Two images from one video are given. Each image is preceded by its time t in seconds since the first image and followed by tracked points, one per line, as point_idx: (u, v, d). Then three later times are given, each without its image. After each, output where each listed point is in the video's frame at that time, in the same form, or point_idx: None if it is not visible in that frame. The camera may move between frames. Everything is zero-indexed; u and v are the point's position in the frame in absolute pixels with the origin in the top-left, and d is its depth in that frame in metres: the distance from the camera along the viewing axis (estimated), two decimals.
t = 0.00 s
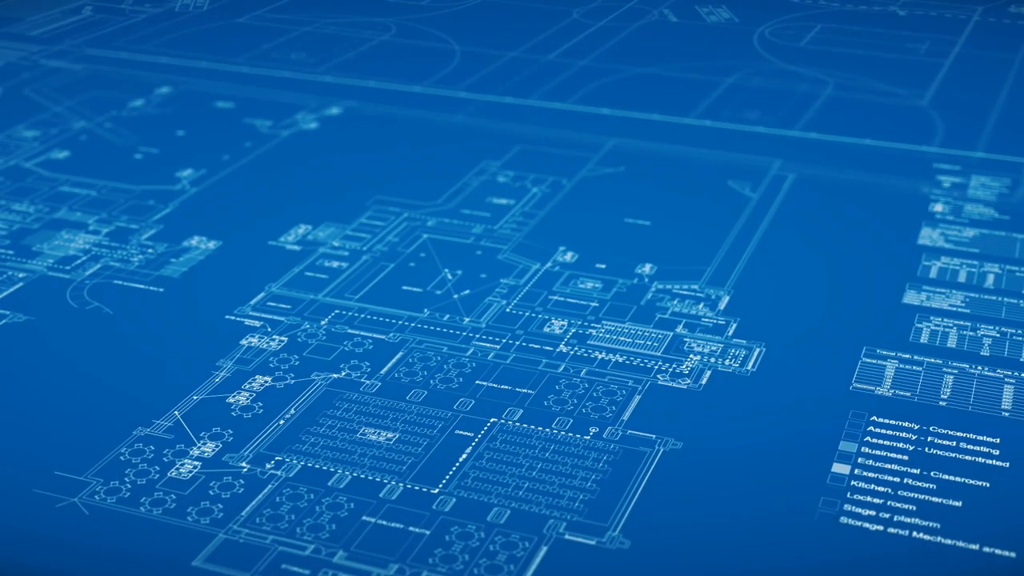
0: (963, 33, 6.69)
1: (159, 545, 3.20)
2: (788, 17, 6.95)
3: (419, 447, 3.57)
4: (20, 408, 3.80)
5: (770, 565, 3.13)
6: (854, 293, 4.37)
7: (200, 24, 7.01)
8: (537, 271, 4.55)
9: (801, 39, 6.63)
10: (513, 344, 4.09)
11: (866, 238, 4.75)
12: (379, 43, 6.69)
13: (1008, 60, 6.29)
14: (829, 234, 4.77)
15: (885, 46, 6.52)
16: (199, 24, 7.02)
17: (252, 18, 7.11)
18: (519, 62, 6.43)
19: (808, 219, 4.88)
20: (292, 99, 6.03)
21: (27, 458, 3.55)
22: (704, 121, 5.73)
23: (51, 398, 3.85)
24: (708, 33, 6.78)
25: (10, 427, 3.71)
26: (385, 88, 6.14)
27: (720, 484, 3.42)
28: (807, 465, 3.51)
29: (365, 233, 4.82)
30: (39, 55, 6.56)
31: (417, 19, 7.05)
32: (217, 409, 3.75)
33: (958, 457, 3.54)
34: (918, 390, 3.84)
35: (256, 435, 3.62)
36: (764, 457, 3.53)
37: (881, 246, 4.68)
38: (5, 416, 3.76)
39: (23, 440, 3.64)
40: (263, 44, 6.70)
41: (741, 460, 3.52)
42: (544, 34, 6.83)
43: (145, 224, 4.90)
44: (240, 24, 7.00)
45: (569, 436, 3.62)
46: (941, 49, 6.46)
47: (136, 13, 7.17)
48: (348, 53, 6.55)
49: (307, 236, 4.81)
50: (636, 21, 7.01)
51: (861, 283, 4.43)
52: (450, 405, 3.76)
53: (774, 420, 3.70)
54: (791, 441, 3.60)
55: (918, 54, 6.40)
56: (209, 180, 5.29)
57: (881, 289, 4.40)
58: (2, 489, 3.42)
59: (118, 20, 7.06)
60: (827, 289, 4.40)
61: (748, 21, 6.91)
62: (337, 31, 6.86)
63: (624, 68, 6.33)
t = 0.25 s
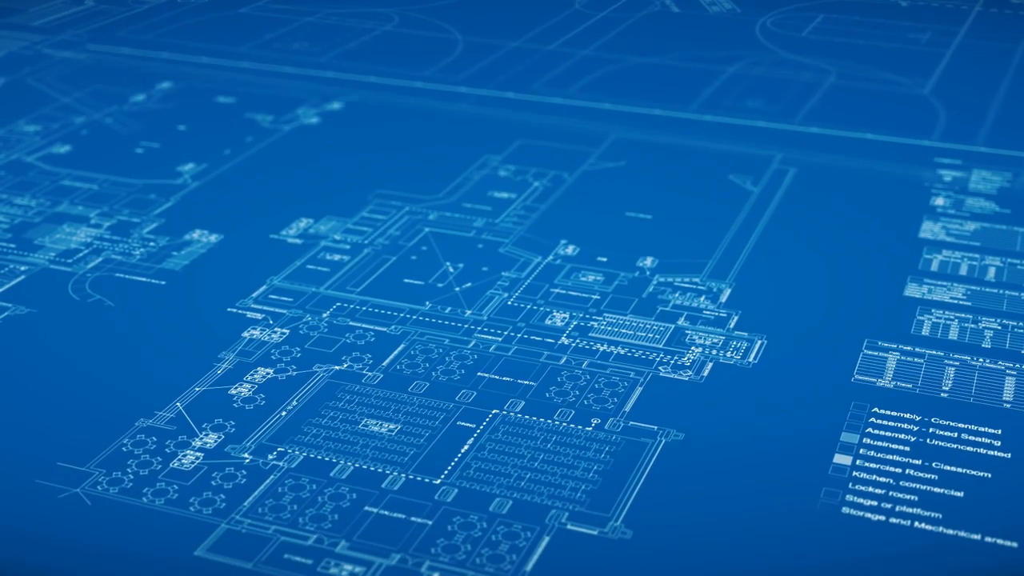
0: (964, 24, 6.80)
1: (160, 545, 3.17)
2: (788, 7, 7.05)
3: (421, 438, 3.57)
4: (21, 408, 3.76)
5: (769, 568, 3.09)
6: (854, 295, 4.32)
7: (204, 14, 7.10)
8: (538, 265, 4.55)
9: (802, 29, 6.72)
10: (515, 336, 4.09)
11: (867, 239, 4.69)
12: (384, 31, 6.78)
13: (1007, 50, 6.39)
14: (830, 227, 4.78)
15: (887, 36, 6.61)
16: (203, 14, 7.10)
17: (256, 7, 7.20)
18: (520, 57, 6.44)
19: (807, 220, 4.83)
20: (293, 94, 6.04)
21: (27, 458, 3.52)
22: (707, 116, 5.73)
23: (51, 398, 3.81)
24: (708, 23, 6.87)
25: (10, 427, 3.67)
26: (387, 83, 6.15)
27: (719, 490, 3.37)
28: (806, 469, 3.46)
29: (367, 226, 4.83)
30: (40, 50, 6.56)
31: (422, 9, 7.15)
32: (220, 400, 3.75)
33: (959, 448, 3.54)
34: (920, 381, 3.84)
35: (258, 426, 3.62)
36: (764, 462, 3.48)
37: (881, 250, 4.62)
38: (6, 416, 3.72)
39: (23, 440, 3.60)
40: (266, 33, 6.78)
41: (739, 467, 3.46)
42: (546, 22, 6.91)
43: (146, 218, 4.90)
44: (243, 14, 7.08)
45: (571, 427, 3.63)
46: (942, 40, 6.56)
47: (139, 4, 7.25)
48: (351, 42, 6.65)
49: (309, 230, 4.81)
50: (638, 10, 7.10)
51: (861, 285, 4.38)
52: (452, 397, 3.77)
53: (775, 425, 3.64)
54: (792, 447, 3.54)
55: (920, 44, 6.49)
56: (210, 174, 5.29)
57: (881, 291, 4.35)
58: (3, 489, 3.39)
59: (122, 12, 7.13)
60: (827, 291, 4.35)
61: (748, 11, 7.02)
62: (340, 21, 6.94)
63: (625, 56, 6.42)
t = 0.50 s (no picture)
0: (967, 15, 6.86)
1: (160, 546, 3.14)
2: None
3: (423, 430, 3.57)
4: (21, 408, 3.72)
5: (769, 568, 3.06)
6: (854, 295, 4.28)
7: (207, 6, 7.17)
8: (540, 258, 4.55)
9: (804, 20, 6.78)
10: (516, 329, 4.10)
11: (867, 239, 4.65)
12: (387, 23, 6.86)
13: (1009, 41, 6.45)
14: (832, 221, 4.78)
15: (891, 27, 6.66)
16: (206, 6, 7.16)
17: None
18: (522, 52, 6.45)
19: (807, 220, 4.79)
20: (295, 89, 6.04)
21: (28, 458, 3.49)
22: (709, 111, 5.73)
23: (51, 398, 3.77)
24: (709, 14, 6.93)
25: (10, 427, 3.63)
26: (388, 78, 6.15)
27: (719, 490, 3.34)
28: (806, 469, 3.42)
29: (368, 221, 4.83)
30: (41, 45, 6.57)
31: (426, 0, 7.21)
32: (222, 392, 3.75)
33: (961, 440, 3.54)
34: (922, 374, 3.85)
35: (260, 418, 3.63)
36: (764, 462, 3.44)
37: (882, 250, 4.58)
38: (6, 416, 3.69)
39: (23, 441, 3.57)
40: (270, 25, 6.85)
41: (740, 467, 3.43)
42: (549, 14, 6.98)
43: (147, 212, 4.91)
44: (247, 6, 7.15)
45: (573, 419, 3.63)
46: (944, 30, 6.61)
47: None
48: (354, 34, 6.72)
49: (310, 224, 4.81)
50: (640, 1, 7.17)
51: (861, 286, 4.34)
52: (454, 389, 3.77)
53: (777, 426, 3.60)
54: (791, 447, 3.51)
55: (923, 35, 6.54)
56: (212, 169, 5.29)
57: (881, 291, 4.30)
58: (3, 489, 3.36)
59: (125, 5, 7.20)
60: (827, 291, 4.31)
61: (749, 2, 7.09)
62: (342, 13, 7.04)
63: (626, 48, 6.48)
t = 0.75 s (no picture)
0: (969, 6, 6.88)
1: (160, 546, 3.11)
2: None
3: (425, 423, 3.57)
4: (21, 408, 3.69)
5: (769, 568, 3.04)
6: (854, 295, 4.25)
7: None
8: (541, 253, 4.55)
9: (806, 11, 6.79)
10: (517, 323, 4.10)
11: (867, 239, 4.61)
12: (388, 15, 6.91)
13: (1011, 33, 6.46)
14: (833, 215, 4.78)
15: (894, 18, 6.67)
16: None
17: None
18: (523, 47, 6.45)
19: (808, 220, 4.75)
20: (296, 85, 6.04)
21: (27, 458, 3.46)
22: (711, 107, 5.72)
23: (51, 398, 3.73)
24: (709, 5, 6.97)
25: (10, 427, 3.60)
26: (389, 75, 6.15)
27: (719, 490, 3.31)
28: (806, 470, 3.40)
29: (369, 216, 4.83)
30: (42, 41, 6.57)
31: None
32: (223, 385, 3.76)
33: (962, 432, 3.55)
34: (923, 367, 3.85)
35: (262, 411, 3.63)
36: (764, 463, 3.42)
37: (882, 250, 4.54)
38: (6, 416, 3.65)
39: (23, 441, 3.53)
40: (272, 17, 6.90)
41: (739, 467, 3.40)
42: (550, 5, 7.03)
43: (149, 207, 4.91)
44: None
45: (575, 411, 3.63)
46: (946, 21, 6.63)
47: None
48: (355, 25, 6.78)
49: (312, 219, 4.81)
50: None
51: (861, 286, 4.30)
52: (456, 382, 3.77)
53: (777, 427, 3.57)
54: (791, 448, 3.48)
55: (926, 26, 6.55)
56: (213, 164, 5.30)
57: (882, 291, 4.27)
58: (2, 489, 3.33)
59: None
60: (827, 291, 4.27)
61: None
62: (343, 4, 7.09)
63: (628, 38, 6.52)
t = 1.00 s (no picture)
0: None
1: (161, 546, 3.08)
2: None
3: (426, 416, 3.58)
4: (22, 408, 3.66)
5: (769, 568, 3.01)
6: (854, 295, 4.22)
7: None
8: (542, 248, 4.56)
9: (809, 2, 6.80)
10: (519, 317, 4.10)
11: (867, 239, 4.58)
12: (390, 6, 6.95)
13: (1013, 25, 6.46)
14: (834, 210, 4.79)
15: (897, 9, 6.68)
16: None
17: None
18: (525, 42, 6.45)
19: (808, 220, 4.72)
20: (297, 81, 6.05)
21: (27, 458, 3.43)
22: (712, 103, 5.72)
23: (51, 398, 3.71)
24: None
25: (10, 427, 3.57)
26: (390, 71, 6.15)
27: (719, 490, 3.28)
28: (806, 469, 3.37)
29: (370, 211, 4.83)
30: (43, 38, 6.57)
31: None
32: (224, 378, 3.76)
33: (963, 426, 3.55)
34: (924, 361, 3.85)
35: (264, 405, 3.63)
36: (764, 462, 3.39)
37: (882, 250, 4.51)
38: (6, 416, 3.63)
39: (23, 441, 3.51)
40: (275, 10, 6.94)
41: (739, 467, 3.37)
42: None
43: (150, 202, 4.91)
44: None
45: (576, 405, 3.63)
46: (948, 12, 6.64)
47: None
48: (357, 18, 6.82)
49: (313, 215, 4.81)
50: None
51: (861, 285, 4.27)
52: (457, 376, 3.77)
53: (777, 427, 3.54)
54: (791, 448, 3.45)
55: (928, 17, 6.56)
56: (214, 159, 5.30)
57: (882, 290, 4.24)
58: (2, 489, 3.30)
59: None
60: (827, 291, 4.24)
61: None
62: None
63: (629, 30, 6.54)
